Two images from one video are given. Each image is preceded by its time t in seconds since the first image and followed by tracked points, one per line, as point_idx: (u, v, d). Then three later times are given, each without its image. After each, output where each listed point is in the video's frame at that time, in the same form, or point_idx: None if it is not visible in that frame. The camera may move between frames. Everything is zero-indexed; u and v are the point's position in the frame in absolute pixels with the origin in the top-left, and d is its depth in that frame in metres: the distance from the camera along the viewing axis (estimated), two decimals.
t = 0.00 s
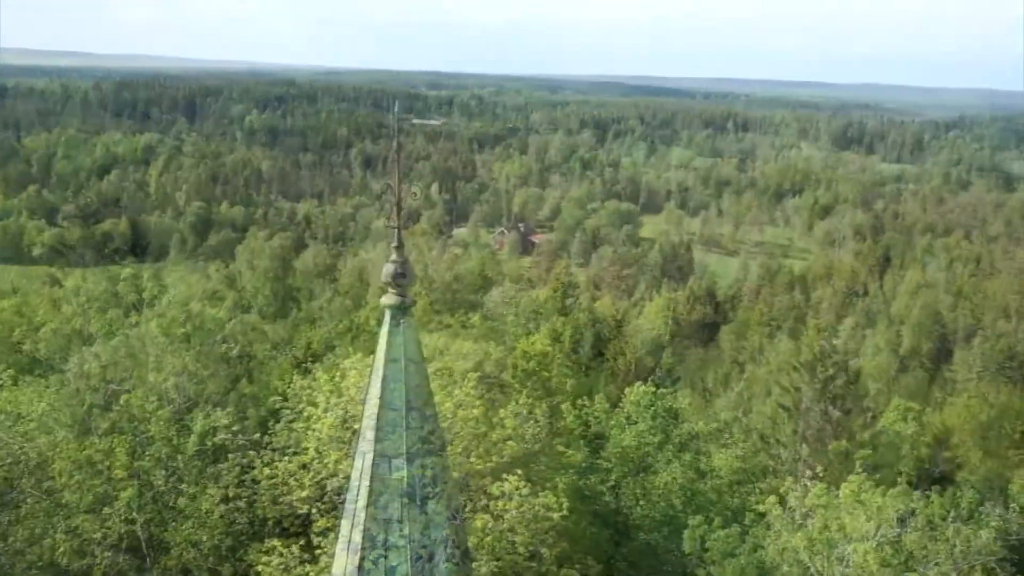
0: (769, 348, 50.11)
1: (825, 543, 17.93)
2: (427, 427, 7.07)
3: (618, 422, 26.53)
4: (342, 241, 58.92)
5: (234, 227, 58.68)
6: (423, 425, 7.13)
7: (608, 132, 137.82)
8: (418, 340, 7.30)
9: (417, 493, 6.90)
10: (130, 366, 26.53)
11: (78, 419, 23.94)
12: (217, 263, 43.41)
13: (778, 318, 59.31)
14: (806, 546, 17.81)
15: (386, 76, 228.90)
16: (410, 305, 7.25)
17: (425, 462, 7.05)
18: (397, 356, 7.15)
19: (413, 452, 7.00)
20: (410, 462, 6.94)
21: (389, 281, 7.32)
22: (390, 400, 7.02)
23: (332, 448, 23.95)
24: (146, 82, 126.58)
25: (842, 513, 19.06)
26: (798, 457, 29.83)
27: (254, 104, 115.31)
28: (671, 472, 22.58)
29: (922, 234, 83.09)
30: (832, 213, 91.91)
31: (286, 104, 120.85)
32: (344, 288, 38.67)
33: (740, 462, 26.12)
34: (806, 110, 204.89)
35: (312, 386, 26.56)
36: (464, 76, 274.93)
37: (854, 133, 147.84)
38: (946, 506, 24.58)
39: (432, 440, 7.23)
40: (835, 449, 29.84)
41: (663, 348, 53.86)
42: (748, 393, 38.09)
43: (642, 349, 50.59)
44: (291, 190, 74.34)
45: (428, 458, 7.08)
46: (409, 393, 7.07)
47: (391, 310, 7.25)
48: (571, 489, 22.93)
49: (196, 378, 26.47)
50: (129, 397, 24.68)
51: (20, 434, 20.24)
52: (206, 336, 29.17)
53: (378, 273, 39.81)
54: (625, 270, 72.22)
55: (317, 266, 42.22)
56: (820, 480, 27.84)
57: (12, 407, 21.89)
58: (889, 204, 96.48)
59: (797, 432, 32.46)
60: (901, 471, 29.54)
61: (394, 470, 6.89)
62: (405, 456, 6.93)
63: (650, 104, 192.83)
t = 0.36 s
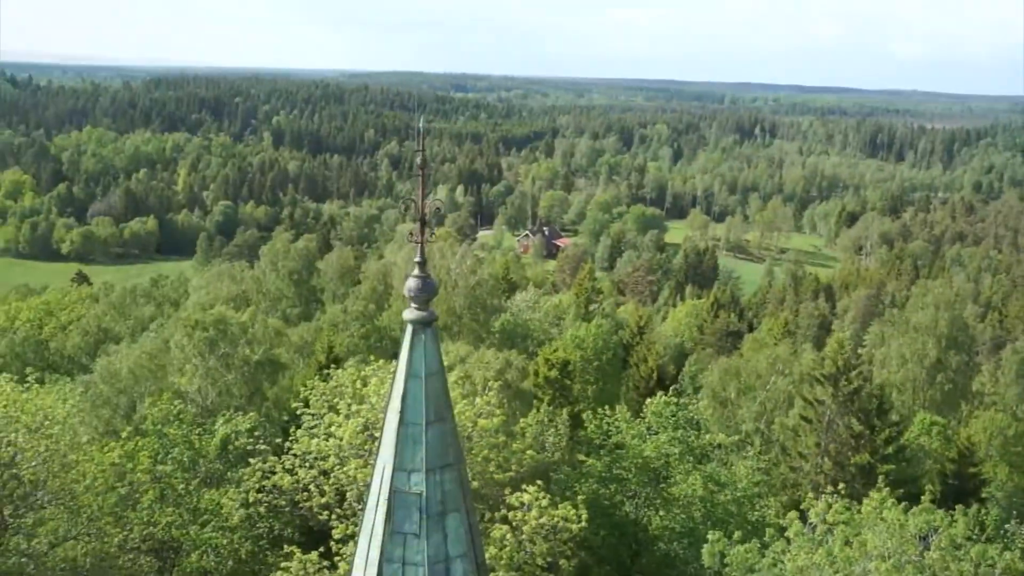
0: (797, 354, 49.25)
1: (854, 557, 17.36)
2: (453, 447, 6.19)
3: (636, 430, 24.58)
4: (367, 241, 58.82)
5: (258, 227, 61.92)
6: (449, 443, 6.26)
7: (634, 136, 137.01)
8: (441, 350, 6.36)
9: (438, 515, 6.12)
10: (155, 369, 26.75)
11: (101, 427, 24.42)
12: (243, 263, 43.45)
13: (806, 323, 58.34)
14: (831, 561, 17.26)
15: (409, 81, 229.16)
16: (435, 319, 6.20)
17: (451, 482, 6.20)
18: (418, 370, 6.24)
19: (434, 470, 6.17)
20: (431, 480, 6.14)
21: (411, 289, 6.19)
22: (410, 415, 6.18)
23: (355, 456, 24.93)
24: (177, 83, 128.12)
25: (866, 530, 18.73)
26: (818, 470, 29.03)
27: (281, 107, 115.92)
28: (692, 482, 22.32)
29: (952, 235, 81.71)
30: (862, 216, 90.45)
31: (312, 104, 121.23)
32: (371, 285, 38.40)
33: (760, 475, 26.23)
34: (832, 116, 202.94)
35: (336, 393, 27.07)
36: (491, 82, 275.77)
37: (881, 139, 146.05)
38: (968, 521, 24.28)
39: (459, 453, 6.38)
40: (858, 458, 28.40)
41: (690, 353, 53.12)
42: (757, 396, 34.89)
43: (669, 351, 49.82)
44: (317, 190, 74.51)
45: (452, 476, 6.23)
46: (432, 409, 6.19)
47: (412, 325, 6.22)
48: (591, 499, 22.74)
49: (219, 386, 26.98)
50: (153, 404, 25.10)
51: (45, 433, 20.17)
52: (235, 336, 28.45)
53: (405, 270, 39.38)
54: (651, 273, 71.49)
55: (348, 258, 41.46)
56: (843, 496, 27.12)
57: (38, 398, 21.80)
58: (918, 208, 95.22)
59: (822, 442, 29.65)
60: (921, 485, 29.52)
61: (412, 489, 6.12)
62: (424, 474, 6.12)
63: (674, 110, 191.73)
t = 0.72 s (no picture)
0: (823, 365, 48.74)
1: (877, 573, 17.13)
2: (472, 467, 6.23)
3: (659, 441, 24.35)
4: (391, 246, 59.00)
5: (284, 232, 62.48)
6: (469, 461, 6.30)
7: (658, 141, 136.50)
8: (462, 369, 6.40)
9: (459, 534, 6.16)
10: (181, 378, 26.89)
11: (125, 437, 24.54)
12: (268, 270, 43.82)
13: (832, 332, 57.61)
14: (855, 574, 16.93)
15: (433, 86, 230.02)
16: (456, 339, 6.24)
17: (471, 500, 6.24)
18: (439, 389, 6.27)
19: (454, 487, 6.23)
20: (452, 498, 6.20)
21: (432, 312, 6.24)
22: (431, 432, 6.24)
23: (377, 468, 24.98)
24: (204, 88, 129.39)
25: (888, 547, 18.52)
26: (844, 485, 28.00)
27: (306, 112, 116.62)
28: (713, 494, 22.03)
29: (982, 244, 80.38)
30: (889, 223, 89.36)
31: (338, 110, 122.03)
32: (395, 293, 38.50)
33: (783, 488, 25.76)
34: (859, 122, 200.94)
35: (358, 403, 26.98)
36: (516, 88, 275.81)
37: (909, 146, 144.36)
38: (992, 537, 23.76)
39: (479, 469, 6.43)
40: (885, 472, 27.60)
41: (715, 360, 52.67)
42: (781, 407, 32.69)
43: (692, 359, 49.46)
44: (342, 196, 74.94)
45: (472, 493, 6.26)
46: (452, 428, 6.24)
47: (433, 344, 6.24)
48: (611, 511, 22.40)
49: (243, 396, 27.08)
50: (178, 413, 25.17)
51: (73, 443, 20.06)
52: (260, 345, 28.54)
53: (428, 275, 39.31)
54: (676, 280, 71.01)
55: (371, 263, 41.54)
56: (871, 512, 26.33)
57: (64, 408, 21.76)
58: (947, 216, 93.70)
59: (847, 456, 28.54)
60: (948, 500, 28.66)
61: (433, 507, 6.18)
62: (445, 492, 6.19)
63: (699, 116, 190.83)
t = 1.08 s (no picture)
0: (851, 375, 47.99)
1: None
2: (494, 485, 6.27)
3: (683, 454, 24.16)
4: (417, 252, 59.04)
5: (309, 236, 62.80)
6: (491, 480, 6.35)
7: (684, 146, 135.71)
8: (485, 386, 6.46)
9: (481, 553, 6.20)
10: (207, 387, 26.93)
11: (152, 445, 24.67)
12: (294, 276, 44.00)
13: (859, 341, 56.72)
14: None
15: (458, 91, 230.56)
16: (479, 356, 6.28)
17: (493, 518, 6.30)
18: (461, 407, 6.34)
19: (477, 505, 6.27)
20: (474, 515, 6.25)
21: (455, 330, 6.31)
22: (453, 449, 6.31)
23: (400, 479, 24.87)
24: (232, 94, 130.62)
25: (917, 565, 18.24)
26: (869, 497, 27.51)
27: (333, 117, 117.34)
28: (737, 507, 21.69)
29: (1014, 251, 78.91)
30: (918, 229, 88.10)
31: (364, 114, 122.64)
32: (420, 299, 38.44)
33: (809, 502, 25.15)
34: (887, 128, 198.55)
35: (381, 415, 26.91)
36: (541, 93, 276.00)
37: (938, 151, 142.36)
38: None
39: (501, 487, 6.48)
40: (912, 485, 27.08)
41: (741, 368, 52.14)
42: (807, 418, 31.81)
43: (718, 367, 48.96)
44: (368, 201, 75.21)
45: (494, 511, 6.32)
46: (475, 445, 6.30)
47: (456, 361, 6.31)
48: (634, 523, 22.15)
49: (268, 405, 27.11)
50: (204, 423, 25.10)
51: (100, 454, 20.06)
52: (285, 354, 28.46)
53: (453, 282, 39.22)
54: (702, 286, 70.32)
55: (397, 269, 41.54)
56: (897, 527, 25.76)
57: (91, 418, 21.76)
58: (979, 222, 92.13)
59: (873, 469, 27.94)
60: (978, 515, 28.01)
61: (455, 524, 6.23)
62: (467, 510, 6.23)
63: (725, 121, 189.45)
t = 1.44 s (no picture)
0: (880, 382, 47.30)
1: None
2: (515, 498, 6.59)
3: (707, 462, 24.05)
4: (443, 253, 59.11)
5: (336, 236, 63.15)
6: (512, 494, 6.67)
7: (712, 148, 134.77)
8: (507, 401, 6.77)
9: (502, 564, 6.54)
10: (234, 389, 27.21)
11: (179, 447, 25.14)
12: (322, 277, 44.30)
13: (887, 347, 55.89)
14: None
15: (486, 91, 231.02)
16: (503, 371, 6.59)
17: (515, 530, 6.64)
18: (484, 421, 6.65)
19: (499, 518, 6.60)
20: (496, 529, 6.57)
21: (480, 345, 6.60)
22: (476, 464, 6.63)
23: (425, 486, 24.85)
24: (262, 94, 131.75)
25: None
26: (895, 508, 26.44)
27: (360, 118, 117.97)
28: (761, 516, 21.18)
29: None
30: (949, 233, 86.70)
31: (391, 114, 123.16)
32: (445, 302, 38.48)
33: (834, 512, 24.77)
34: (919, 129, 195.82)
35: (406, 420, 26.97)
36: (569, 94, 275.23)
37: (971, 152, 140.06)
38: None
39: (523, 500, 6.79)
40: (939, 496, 26.09)
41: (767, 373, 51.66)
42: (833, 425, 30.74)
43: (745, 372, 48.50)
44: (395, 201, 75.48)
45: (515, 524, 6.66)
46: (496, 459, 6.61)
47: (479, 376, 6.62)
48: (657, 530, 22.00)
49: (295, 407, 27.37)
50: (230, 426, 25.36)
51: (127, 457, 19.98)
52: (311, 358, 28.67)
53: (479, 284, 39.18)
54: (728, 289, 69.67)
55: (423, 271, 41.63)
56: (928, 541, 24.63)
57: (118, 423, 21.69)
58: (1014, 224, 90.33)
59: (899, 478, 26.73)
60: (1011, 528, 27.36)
61: (477, 536, 6.56)
62: (489, 523, 6.57)
63: (754, 123, 187.92)
